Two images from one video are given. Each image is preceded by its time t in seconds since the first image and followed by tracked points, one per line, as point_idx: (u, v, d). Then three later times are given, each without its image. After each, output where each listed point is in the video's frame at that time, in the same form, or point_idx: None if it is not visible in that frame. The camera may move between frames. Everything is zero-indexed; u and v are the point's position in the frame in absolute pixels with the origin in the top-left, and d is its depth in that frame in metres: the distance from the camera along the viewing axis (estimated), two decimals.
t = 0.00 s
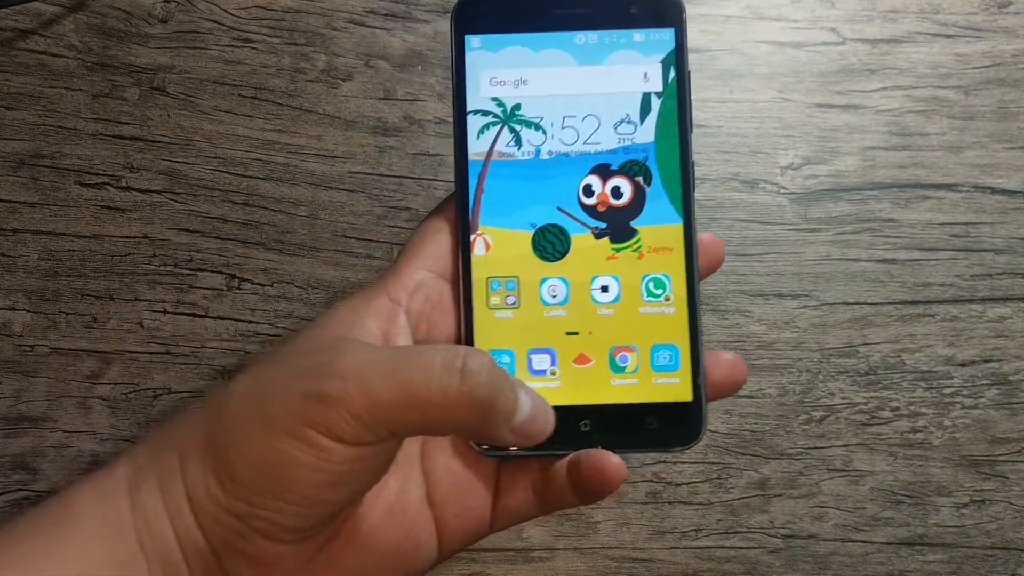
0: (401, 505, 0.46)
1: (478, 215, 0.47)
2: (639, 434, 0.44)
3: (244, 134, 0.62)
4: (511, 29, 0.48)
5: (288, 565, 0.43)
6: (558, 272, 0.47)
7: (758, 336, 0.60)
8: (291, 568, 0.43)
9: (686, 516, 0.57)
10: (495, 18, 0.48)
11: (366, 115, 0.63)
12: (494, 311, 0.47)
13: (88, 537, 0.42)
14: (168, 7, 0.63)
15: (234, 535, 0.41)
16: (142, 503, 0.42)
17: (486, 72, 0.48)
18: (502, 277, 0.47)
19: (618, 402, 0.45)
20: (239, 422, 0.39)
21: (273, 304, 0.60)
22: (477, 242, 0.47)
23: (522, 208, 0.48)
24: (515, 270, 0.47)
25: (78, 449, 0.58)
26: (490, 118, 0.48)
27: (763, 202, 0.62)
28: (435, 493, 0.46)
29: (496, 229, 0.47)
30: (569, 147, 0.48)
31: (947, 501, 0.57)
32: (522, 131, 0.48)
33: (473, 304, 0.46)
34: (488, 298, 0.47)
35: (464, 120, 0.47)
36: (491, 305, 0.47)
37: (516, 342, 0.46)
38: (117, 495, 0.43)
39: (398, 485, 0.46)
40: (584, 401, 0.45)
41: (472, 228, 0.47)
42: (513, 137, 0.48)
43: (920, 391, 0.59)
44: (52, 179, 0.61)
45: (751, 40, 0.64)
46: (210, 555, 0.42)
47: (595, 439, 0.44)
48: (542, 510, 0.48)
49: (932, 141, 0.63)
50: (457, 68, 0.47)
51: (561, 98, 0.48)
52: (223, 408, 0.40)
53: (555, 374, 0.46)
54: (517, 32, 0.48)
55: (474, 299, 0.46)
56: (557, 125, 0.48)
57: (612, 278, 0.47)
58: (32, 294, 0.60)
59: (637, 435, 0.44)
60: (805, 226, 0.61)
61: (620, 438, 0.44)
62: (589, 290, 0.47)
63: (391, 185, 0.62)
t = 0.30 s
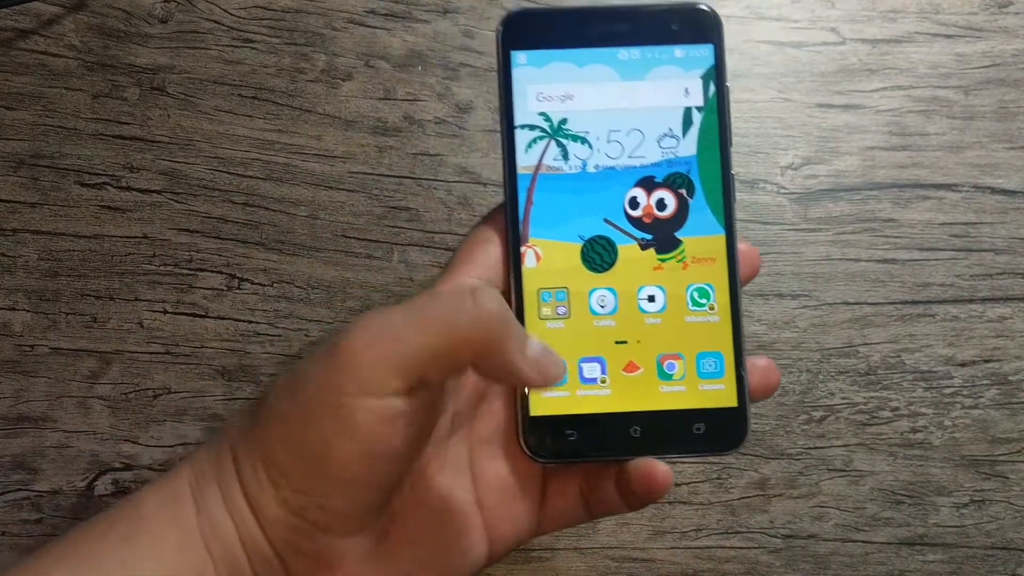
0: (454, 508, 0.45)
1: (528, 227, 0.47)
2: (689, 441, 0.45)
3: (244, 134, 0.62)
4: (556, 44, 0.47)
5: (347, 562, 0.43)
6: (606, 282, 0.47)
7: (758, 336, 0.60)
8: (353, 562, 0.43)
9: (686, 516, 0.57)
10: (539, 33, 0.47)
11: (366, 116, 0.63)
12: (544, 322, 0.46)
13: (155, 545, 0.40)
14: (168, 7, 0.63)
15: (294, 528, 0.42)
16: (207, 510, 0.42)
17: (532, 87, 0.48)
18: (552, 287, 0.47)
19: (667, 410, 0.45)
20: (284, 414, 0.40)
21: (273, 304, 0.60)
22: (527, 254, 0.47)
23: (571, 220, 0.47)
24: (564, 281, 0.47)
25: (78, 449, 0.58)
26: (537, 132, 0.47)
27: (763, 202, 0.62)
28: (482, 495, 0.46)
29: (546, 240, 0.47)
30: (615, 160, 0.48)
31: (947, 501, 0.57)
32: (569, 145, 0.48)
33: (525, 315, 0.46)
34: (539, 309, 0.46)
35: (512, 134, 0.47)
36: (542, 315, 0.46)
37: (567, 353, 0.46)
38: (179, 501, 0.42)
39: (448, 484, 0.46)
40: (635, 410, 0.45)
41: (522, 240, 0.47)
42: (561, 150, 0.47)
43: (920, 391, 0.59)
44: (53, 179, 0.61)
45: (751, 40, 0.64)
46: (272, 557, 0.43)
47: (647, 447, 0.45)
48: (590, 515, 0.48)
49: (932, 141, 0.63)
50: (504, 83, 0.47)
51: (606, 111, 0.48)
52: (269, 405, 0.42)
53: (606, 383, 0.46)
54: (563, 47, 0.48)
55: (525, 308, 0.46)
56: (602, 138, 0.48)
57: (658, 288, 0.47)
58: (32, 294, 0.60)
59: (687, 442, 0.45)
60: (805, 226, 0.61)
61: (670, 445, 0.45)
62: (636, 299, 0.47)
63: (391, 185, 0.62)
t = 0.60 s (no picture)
0: (467, 508, 0.45)
1: (542, 228, 0.48)
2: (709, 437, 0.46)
3: (244, 134, 0.62)
4: (566, 50, 0.49)
5: (364, 567, 0.42)
6: (623, 282, 0.48)
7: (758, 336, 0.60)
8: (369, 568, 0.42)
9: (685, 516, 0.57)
10: (550, 39, 0.49)
11: (366, 116, 0.63)
12: (561, 323, 0.47)
13: (166, 560, 0.41)
14: (168, 7, 0.64)
15: (306, 534, 0.41)
16: (216, 522, 0.42)
17: (543, 90, 0.49)
18: (568, 288, 0.48)
19: (687, 406, 0.46)
20: (277, 413, 0.40)
21: (273, 304, 0.60)
22: (542, 255, 0.48)
23: (584, 221, 0.48)
24: (580, 281, 0.48)
25: (78, 449, 0.58)
26: (549, 135, 0.49)
27: (763, 202, 0.62)
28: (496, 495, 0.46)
29: (559, 242, 0.48)
30: (627, 161, 0.49)
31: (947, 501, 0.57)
32: (580, 147, 0.49)
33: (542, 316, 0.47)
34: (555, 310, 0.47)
35: (525, 137, 0.48)
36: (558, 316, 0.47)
37: (585, 352, 0.47)
38: (188, 517, 0.43)
39: (463, 488, 0.46)
40: (653, 407, 0.46)
41: (537, 241, 0.48)
42: (572, 152, 0.49)
43: (920, 391, 0.59)
44: (52, 179, 0.61)
45: (751, 40, 0.65)
46: (286, 566, 0.42)
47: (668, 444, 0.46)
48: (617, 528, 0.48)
49: (932, 141, 0.63)
50: (516, 88, 0.48)
51: (617, 114, 0.49)
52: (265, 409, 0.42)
53: (624, 381, 0.47)
54: (572, 52, 0.49)
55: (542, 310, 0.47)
56: (613, 140, 0.49)
57: (673, 286, 0.48)
58: (32, 294, 0.60)
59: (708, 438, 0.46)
60: (806, 226, 0.61)
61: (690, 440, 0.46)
62: (652, 298, 0.48)
63: (391, 185, 0.62)
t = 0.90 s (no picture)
0: (437, 493, 0.45)
1: (506, 215, 0.48)
2: (679, 418, 0.46)
3: (244, 134, 0.62)
4: (524, 39, 0.50)
5: (329, 553, 0.42)
6: (589, 266, 0.48)
7: (758, 336, 0.60)
8: (334, 555, 0.42)
9: (686, 516, 0.57)
10: (508, 29, 0.50)
11: (366, 116, 0.63)
12: (528, 309, 0.48)
13: (128, 546, 0.41)
14: (168, 8, 0.64)
15: (270, 520, 0.41)
16: (180, 510, 0.42)
17: (504, 80, 0.50)
18: (534, 274, 0.48)
19: (656, 388, 0.47)
20: (241, 399, 0.40)
21: (273, 304, 0.60)
22: (507, 242, 0.48)
23: (549, 208, 0.49)
24: (546, 266, 0.48)
25: (78, 449, 0.58)
26: (511, 123, 0.49)
27: (763, 202, 0.62)
28: (466, 479, 0.46)
29: (525, 229, 0.48)
30: (589, 146, 0.50)
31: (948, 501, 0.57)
32: (542, 134, 0.50)
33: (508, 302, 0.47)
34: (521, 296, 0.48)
35: (487, 127, 0.49)
36: (524, 302, 0.48)
37: (552, 337, 0.48)
38: (152, 507, 0.42)
39: (432, 473, 0.45)
40: (621, 389, 0.47)
41: (502, 228, 0.48)
42: (535, 140, 0.49)
43: (920, 391, 0.58)
44: (52, 179, 0.61)
45: (751, 40, 0.65)
46: (250, 553, 0.42)
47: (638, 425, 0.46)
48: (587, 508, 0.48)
49: (932, 141, 0.63)
50: (476, 78, 0.49)
51: (578, 100, 0.50)
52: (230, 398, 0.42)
53: (592, 365, 0.47)
54: (532, 41, 0.50)
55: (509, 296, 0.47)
56: (575, 126, 0.50)
57: (639, 269, 0.49)
58: (32, 294, 0.60)
59: (677, 419, 0.46)
60: (806, 226, 0.61)
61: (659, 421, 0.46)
62: (618, 281, 0.48)
63: (391, 185, 0.62)
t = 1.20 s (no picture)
0: (436, 489, 0.45)
1: (514, 214, 0.48)
2: (681, 422, 0.46)
3: (244, 134, 0.62)
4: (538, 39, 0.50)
5: (328, 543, 0.42)
6: (595, 266, 0.48)
7: (758, 336, 0.60)
8: (332, 545, 0.42)
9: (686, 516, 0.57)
10: (522, 29, 0.50)
11: (366, 116, 0.63)
12: (532, 307, 0.48)
13: (128, 530, 0.41)
14: (169, 8, 0.64)
15: (269, 508, 0.41)
16: (181, 495, 0.42)
17: (516, 78, 0.50)
18: (540, 272, 0.48)
19: (659, 390, 0.47)
20: (245, 386, 0.41)
21: (273, 304, 0.60)
22: (514, 240, 0.48)
23: (556, 207, 0.49)
24: (552, 265, 0.48)
25: (77, 449, 0.58)
26: (522, 122, 0.49)
27: (763, 202, 0.62)
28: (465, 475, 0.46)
29: (532, 227, 0.48)
30: (599, 148, 0.50)
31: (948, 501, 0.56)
32: (553, 134, 0.50)
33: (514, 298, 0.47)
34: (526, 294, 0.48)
35: (498, 124, 0.49)
36: (530, 300, 0.48)
37: (557, 336, 0.48)
38: (153, 490, 0.43)
39: (432, 468, 0.45)
40: (625, 391, 0.47)
41: (510, 226, 0.48)
42: (545, 139, 0.50)
43: (920, 391, 0.58)
44: (52, 179, 0.61)
45: (751, 41, 0.65)
46: (249, 541, 0.42)
47: (639, 428, 0.46)
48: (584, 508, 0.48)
49: (932, 141, 0.63)
50: (489, 76, 0.49)
51: (590, 101, 0.50)
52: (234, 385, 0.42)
53: (595, 365, 0.47)
54: (546, 42, 0.50)
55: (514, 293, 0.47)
56: (586, 127, 0.50)
57: (646, 271, 0.49)
58: (32, 294, 0.60)
59: (679, 422, 0.46)
60: (806, 226, 0.61)
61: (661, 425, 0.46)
62: (624, 282, 0.48)
63: (391, 185, 0.62)
